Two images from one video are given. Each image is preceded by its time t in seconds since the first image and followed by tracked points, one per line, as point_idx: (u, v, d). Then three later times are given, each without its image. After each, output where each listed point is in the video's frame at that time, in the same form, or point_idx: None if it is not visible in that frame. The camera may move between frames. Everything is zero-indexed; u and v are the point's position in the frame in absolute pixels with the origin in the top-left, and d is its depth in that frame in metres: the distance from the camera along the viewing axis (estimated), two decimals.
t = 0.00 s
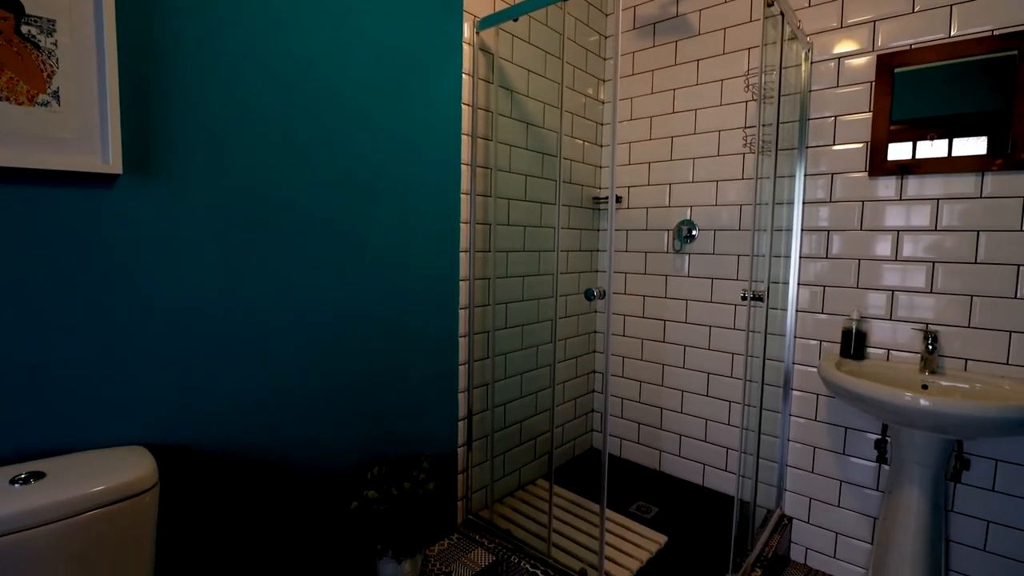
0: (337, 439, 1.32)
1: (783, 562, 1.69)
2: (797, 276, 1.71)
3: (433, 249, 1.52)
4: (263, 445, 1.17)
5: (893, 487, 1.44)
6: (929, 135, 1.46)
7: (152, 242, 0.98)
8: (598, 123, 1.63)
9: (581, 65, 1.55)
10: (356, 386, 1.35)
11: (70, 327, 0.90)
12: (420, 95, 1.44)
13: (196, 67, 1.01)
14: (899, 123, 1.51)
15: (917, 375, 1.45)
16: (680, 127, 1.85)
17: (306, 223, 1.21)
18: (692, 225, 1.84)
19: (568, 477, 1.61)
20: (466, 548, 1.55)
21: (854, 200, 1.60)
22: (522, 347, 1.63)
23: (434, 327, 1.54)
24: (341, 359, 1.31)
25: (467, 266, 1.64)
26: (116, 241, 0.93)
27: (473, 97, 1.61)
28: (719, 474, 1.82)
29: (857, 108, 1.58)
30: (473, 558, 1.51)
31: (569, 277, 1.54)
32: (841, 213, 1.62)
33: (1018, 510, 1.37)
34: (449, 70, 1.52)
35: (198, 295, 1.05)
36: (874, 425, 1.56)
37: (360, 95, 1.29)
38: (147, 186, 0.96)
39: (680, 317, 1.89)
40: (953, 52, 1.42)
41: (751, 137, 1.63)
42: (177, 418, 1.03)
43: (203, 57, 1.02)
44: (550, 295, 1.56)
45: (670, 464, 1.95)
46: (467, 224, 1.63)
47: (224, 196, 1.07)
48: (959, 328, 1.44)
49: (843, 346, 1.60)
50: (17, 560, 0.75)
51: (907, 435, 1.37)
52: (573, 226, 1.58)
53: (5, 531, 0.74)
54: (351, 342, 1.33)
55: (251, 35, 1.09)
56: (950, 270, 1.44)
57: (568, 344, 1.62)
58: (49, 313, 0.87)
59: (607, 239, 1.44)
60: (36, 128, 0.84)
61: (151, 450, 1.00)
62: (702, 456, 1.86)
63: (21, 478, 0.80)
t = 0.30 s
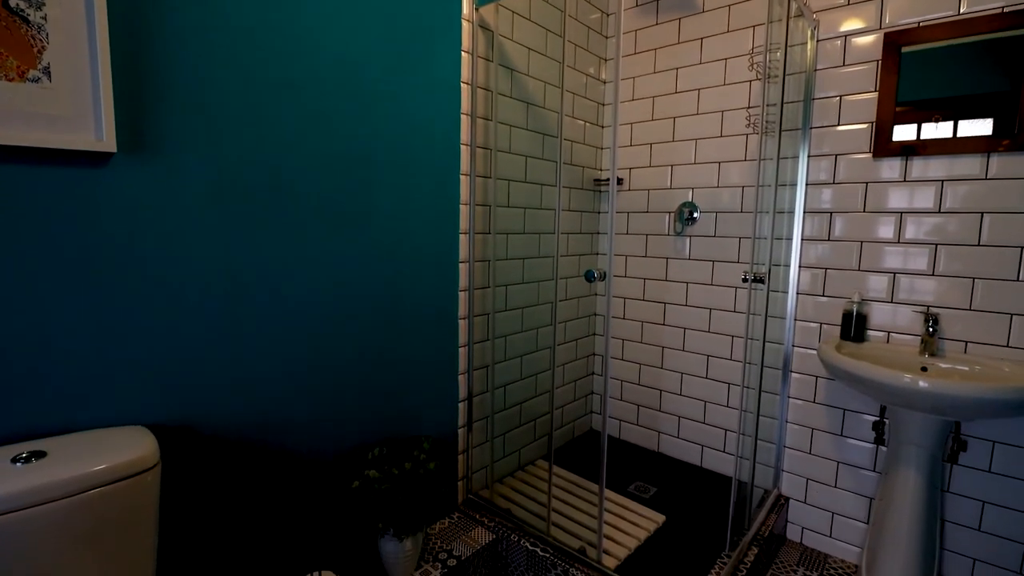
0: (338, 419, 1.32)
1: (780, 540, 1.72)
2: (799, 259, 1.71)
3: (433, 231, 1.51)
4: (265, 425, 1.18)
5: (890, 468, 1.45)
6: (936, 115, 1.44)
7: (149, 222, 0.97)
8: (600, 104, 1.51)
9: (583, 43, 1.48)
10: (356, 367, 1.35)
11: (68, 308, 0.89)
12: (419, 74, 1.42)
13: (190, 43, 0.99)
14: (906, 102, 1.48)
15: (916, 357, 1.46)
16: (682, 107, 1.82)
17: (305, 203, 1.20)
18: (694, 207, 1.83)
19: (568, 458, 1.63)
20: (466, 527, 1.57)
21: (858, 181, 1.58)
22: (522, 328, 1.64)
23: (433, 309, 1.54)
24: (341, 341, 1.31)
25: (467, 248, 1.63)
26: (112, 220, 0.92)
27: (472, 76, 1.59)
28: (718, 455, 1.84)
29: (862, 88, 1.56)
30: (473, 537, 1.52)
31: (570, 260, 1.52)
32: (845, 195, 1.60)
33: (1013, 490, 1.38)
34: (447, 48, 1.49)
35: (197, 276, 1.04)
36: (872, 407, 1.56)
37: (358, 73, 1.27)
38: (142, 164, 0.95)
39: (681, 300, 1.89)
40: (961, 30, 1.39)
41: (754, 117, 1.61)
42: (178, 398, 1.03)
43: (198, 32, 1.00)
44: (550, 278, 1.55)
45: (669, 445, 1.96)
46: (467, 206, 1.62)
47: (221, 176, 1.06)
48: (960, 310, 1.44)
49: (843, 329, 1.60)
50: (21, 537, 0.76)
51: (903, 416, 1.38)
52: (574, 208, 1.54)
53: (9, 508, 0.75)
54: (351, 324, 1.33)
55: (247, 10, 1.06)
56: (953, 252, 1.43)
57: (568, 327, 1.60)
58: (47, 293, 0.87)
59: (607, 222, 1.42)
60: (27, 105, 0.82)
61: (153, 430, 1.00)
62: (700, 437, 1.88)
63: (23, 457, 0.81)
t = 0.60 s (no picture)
0: (337, 401, 1.32)
1: (777, 521, 1.74)
2: (801, 242, 1.70)
3: (433, 213, 1.50)
4: (265, 407, 1.18)
5: (888, 450, 1.46)
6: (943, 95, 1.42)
7: (145, 202, 0.96)
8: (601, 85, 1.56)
9: (584, 22, 1.50)
10: (356, 350, 1.35)
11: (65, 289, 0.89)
12: (418, 52, 1.39)
13: (184, 17, 0.97)
14: (913, 82, 1.46)
15: (916, 341, 1.46)
16: (685, 88, 1.80)
17: (303, 183, 1.19)
18: (696, 190, 1.81)
19: (568, 439, 1.65)
20: (466, 507, 1.58)
21: (862, 163, 1.56)
22: (523, 311, 1.63)
23: (433, 292, 1.53)
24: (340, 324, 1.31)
25: (467, 231, 1.61)
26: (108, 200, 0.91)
27: (471, 55, 1.55)
28: (716, 437, 1.86)
29: (868, 67, 1.53)
30: (473, 516, 1.54)
31: (570, 242, 1.53)
32: (849, 177, 1.59)
33: (1010, 472, 1.39)
34: (447, 25, 1.46)
35: (196, 256, 1.03)
36: (871, 389, 1.57)
37: (357, 51, 1.25)
38: (137, 143, 0.94)
39: (681, 283, 1.88)
40: (970, 8, 1.37)
41: (758, 97, 1.59)
42: (179, 379, 1.04)
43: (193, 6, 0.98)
44: (550, 261, 1.54)
45: (668, 427, 1.98)
46: (467, 187, 1.59)
47: (218, 155, 1.04)
48: (961, 293, 1.43)
49: (844, 312, 1.60)
50: (25, 515, 0.77)
51: (903, 398, 1.38)
52: (574, 191, 1.57)
53: (12, 487, 0.75)
54: (350, 306, 1.32)
55: None
56: (956, 235, 1.42)
57: (568, 310, 1.63)
58: (44, 273, 0.86)
59: (609, 203, 1.40)
60: (19, 82, 0.80)
61: (154, 411, 1.01)
62: (699, 419, 1.89)
63: (25, 437, 0.81)
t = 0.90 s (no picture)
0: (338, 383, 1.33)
1: (775, 502, 1.76)
2: (804, 225, 1.68)
3: (433, 195, 1.48)
4: (266, 388, 1.18)
5: (888, 433, 1.46)
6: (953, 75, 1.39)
7: (141, 182, 0.94)
8: (603, 65, 1.53)
9: None
10: (356, 332, 1.35)
11: (63, 269, 0.88)
12: (418, 30, 1.37)
13: None
14: (921, 62, 1.43)
15: (918, 324, 1.45)
16: (689, 68, 1.77)
17: (302, 163, 1.18)
18: (699, 172, 1.79)
19: (568, 422, 1.65)
20: (467, 488, 1.59)
21: (867, 145, 1.54)
22: (523, 295, 1.63)
23: (433, 275, 1.52)
24: (340, 307, 1.30)
25: (467, 214, 1.59)
26: (104, 179, 0.90)
27: (471, 33, 1.51)
28: (716, 420, 1.86)
29: (875, 46, 1.51)
30: (473, 497, 1.55)
31: (570, 226, 1.51)
32: (854, 159, 1.57)
33: (1008, 455, 1.40)
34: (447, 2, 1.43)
35: (195, 236, 1.02)
36: (871, 372, 1.57)
37: (355, 28, 1.23)
38: (133, 121, 0.92)
39: (682, 267, 1.88)
40: None
41: (763, 77, 1.56)
42: (179, 360, 1.03)
43: None
44: (551, 245, 1.54)
45: (668, 410, 1.99)
46: (467, 169, 1.58)
47: (215, 134, 1.03)
48: (965, 277, 1.42)
49: (846, 295, 1.59)
50: (27, 493, 0.77)
51: (903, 380, 1.38)
52: (576, 173, 1.54)
53: (15, 466, 0.75)
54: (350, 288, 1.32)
55: None
56: (962, 217, 1.41)
57: (569, 294, 1.60)
58: (41, 253, 0.85)
59: (611, 187, 1.36)
60: (10, 57, 0.79)
61: (155, 392, 1.01)
62: (699, 402, 1.90)
63: (25, 417, 0.80)
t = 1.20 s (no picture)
0: (338, 367, 1.33)
1: (773, 485, 1.77)
2: (806, 209, 1.67)
3: (432, 179, 1.47)
4: (267, 372, 1.18)
5: (886, 417, 1.47)
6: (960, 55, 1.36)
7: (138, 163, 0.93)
8: (605, 47, 1.43)
9: None
10: (356, 316, 1.35)
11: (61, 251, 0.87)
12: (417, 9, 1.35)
13: None
14: (928, 42, 1.40)
15: (919, 308, 1.45)
16: (692, 49, 1.75)
17: (299, 145, 1.16)
18: (701, 156, 1.78)
19: (568, 406, 1.63)
20: (467, 471, 1.61)
21: (871, 128, 1.53)
22: (524, 280, 1.63)
23: (433, 259, 1.52)
24: (340, 290, 1.30)
25: (467, 197, 1.59)
26: (99, 160, 0.89)
27: (470, 13, 1.49)
28: (715, 405, 1.87)
29: (881, 27, 1.48)
30: (473, 480, 1.56)
31: (570, 211, 1.47)
32: (857, 142, 1.55)
33: (1006, 439, 1.41)
34: None
35: (193, 219, 1.02)
36: (870, 357, 1.57)
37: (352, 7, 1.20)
38: (127, 102, 0.91)
39: (683, 252, 1.87)
40: None
41: (767, 59, 1.54)
42: (179, 343, 1.03)
43: None
44: (551, 229, 1.52)
45: (667, 395, 1.99)
46: (467, 152, 1.57)
47: (211, 115, 1.02)
48: (968, 261, 1.42)
49: (847, 280, 1.59)
50: (30, 474, 0.77)
51: (903, 364, 1.38)
52: (577, 158, 1.49)
53: (17, 447, 0.75)
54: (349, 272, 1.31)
55: None
56: (965, 201, 1.40)
57: (570, 280, 1.59)
58: (37, 236, 0.85)
59: (612, 171, 1.34)
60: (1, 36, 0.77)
61: (156, 375, 1.01)
62: (699, 387, 1.91)
63: (25, 399, 0.80)
